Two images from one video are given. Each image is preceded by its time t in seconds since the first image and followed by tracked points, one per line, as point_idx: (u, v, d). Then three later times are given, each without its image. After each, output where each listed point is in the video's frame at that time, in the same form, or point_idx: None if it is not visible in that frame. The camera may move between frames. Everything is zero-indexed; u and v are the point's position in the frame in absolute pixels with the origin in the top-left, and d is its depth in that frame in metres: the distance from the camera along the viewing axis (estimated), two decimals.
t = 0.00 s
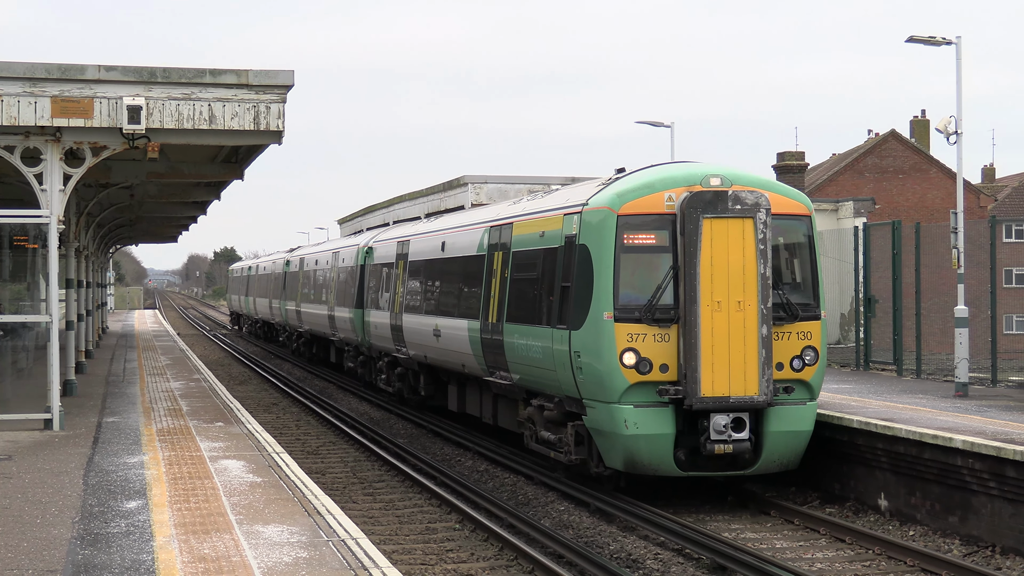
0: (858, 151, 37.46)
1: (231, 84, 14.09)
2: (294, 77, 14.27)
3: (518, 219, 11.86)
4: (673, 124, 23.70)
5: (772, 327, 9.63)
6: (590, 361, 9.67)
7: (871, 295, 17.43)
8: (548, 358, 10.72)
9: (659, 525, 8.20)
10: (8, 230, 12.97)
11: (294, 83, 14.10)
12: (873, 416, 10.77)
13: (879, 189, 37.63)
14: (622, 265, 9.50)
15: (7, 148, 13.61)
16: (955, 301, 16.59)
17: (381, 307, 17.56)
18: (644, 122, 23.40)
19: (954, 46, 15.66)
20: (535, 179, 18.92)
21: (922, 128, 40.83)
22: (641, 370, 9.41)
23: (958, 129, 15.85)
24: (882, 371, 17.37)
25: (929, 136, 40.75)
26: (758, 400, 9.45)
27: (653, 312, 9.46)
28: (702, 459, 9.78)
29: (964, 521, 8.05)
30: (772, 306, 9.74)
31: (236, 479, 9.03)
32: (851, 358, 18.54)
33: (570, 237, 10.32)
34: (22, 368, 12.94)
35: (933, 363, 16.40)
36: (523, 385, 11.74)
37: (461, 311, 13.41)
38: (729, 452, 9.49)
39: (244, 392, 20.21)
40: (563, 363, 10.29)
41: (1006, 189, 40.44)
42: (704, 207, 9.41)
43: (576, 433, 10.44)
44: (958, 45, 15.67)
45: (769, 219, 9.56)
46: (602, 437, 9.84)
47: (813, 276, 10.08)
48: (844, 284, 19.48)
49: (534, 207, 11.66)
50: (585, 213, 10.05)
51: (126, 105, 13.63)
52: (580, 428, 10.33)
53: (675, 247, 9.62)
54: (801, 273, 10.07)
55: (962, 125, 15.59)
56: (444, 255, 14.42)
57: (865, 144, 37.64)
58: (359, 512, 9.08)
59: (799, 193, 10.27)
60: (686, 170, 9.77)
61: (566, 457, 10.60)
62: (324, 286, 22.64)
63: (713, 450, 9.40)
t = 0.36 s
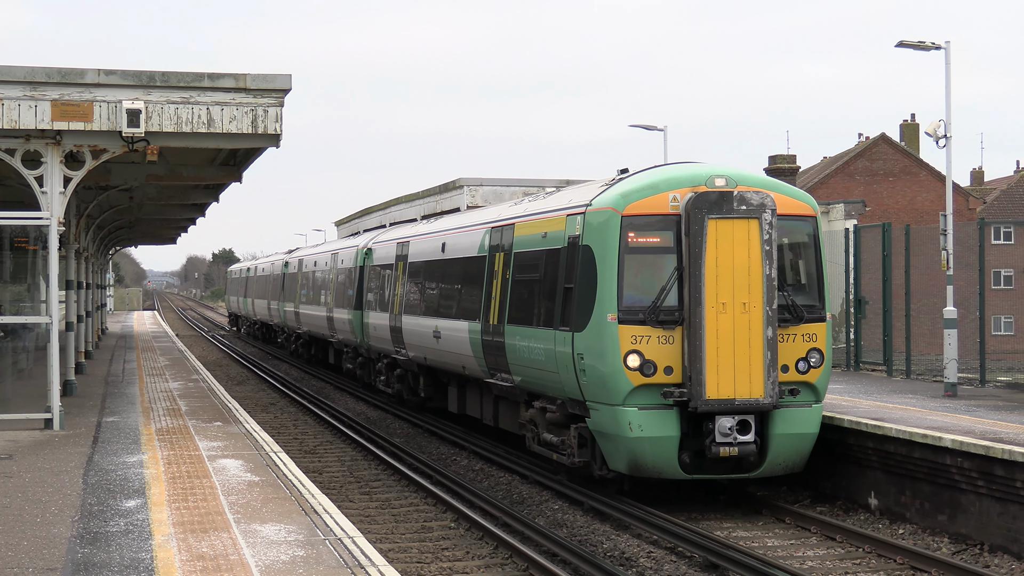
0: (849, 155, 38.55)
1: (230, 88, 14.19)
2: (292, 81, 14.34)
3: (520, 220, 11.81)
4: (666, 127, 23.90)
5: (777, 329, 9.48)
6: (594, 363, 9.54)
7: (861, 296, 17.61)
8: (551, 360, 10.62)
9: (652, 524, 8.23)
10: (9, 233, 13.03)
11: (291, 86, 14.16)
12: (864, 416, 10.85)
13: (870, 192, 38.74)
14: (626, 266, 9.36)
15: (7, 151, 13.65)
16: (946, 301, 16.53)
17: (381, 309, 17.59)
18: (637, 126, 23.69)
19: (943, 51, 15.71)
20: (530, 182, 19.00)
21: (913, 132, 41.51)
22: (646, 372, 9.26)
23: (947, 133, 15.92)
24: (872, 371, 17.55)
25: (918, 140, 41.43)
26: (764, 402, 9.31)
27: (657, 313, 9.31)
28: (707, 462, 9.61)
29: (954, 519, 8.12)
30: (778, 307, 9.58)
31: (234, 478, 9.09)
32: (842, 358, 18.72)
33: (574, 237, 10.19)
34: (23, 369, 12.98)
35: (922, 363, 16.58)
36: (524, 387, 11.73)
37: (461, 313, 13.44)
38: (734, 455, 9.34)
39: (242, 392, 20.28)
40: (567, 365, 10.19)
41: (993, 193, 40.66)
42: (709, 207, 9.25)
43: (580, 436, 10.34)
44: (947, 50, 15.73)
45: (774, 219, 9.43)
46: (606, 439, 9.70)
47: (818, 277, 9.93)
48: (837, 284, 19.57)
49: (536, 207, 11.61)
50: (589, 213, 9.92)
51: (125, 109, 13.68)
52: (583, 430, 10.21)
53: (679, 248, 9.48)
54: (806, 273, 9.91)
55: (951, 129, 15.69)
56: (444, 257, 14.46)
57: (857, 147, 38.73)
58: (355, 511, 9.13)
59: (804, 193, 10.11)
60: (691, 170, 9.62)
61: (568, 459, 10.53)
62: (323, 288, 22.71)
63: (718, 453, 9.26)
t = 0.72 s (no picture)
0: (835, 160, 39.66)
1: (231, 92, 14.26)
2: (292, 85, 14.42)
3: (522, 221, 11.88)
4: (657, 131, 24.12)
5: (781, 331, 9.51)
6: (597, 364, 9.52)
7: (847, 297, 17.85)
8: (553, 361, 10.58)
9: (642, 519, 8.33)
10: (14, 232, 13.15)
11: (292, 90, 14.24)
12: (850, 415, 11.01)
13: (855, 196, 39.89)
14: (630, 267, 9.35)
15: (13, 152, 13.77)
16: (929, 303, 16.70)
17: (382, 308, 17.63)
18: (630, 131, 24.01)
19: (928, 59, 15.80)
20: (525, 185, 19.15)
21: (898, 137, 42.40)
22: (649, 374, 9.26)
23: (932, 139, 16.03)
24: (858, 372, 17.80)
25: (903, 145, 42.38)
26: (767, 404, 9.36)
27: (661, 315, 9.31)
28: (710, 464, 9.61)
29: (936, 516, 8.24)
30: (781, 309, 9.61)
31: (234, 473, 9.20)
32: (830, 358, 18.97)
33: (577, 237, 10.21)
34: (27, 366, 13.05)
35: (907, 364, 16.84)
36: (525, 387, 11.80)
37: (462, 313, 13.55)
38: (737, 457, 9.33)
39: (242, 389, 20.43)
40: (570, 366, 10.17)
41: (977, 198, 40.96)
42: (714, 209, 9.26)
43: (581, 437, 10.33)
44: (933, 58, 15.83)
45: (778, 221, 9.45)
46: (609, 440, 9.69)
47: (821, 279, 9.95)
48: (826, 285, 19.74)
49: (539, 208, 11.65)
50: (593, 215, 9.92)
51: (128, 111, 13.79)
52: (585, 431, 10.20)
53: (683, 249, 9.47)
54: (810, 276, 9.92)
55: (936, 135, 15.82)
56: (445, 258, 14.57)
57: (843, 152, 39.79)
58: (352, 506, 9.24)
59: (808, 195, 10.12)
60: (695, 172, 9.63)
61: (570, 459, 10.54)
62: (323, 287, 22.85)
63: (721, 455, 9.27)
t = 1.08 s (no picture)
0: (812, 167, 40.48)
1: (236, 101, 14.47)
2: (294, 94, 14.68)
3: (522, 223, 11.96)
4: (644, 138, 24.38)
5: (779, 331, 9.54)
6: (598, 364, 9.57)
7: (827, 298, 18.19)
8: (554, 360, 10.62)
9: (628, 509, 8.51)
10: (27, 236, 13.32)
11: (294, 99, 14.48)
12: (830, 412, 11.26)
13: (832, 202, 40.68)
14: (632, 269, 9.40)
15: (26, 158, 14.00)
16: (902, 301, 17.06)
17: (383, 308, 17.85)
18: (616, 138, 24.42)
19: (902, 70, 16.00)
20: (516, 190, 19.41)
21: (875, 145, 42.75)
22: (650, 374, 9.31)
23: (905, 146, 16.27)
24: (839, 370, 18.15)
25: (878, 153, 42.89)
26: (766, 403, 9.38)
27: (662, 316, 9.37)
28: (709, 462, 9.67)
29: (908, 506, 8.46)
30: (780, 310, 9.64)
31: (238, 466, 9.42)
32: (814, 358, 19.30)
33: (578, 239, 10.22)
34: (41, 363, 13.31)
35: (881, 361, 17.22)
36: (525, 387, 11.90)
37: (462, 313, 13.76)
38: (736, 455, 9.39)
39: (245, 386, 20.69)
40: (571, 366, 10.22)
41: (950, 202, 41.47)
42: (714, 211, 9.29)
43: (582, 435, 10.35)
44: (906, 69, 16.06)
45: (777, 224, 9.47)
46: (609, 439, 9.74)
47: (819, 280, 9.99)
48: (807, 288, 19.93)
49: (539, 211, 11.69)
50: (593, 217, 9.98)
51: (137, 119, 14.00)
52: (585, 430, 10.26)
53: (684, 251, 9.51)
54: (807, 277, 9.96)
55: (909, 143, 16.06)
56: (446, 259, 14.77)
57: (820, 159, 40.59)
58: (351, 497, 9.47)
59: (805, 199, 10.17)
60: (693, 175, 9.70)
61: (571, 457, 10.54)
62: (326, 288, 23.07)
63: (720, 453, 9.32)
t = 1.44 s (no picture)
0: (789, 174, 41.13)
1: (243, 110, 14.73)
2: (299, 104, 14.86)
3: (523, 226, 11.96)
4: (630, 149, 24.96)
5: (778, 332, 9.23)
6: (599, 363, 9.31)
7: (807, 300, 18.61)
8: (556, 358, 10.47)
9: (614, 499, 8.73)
10: (45, 237, 13.57)
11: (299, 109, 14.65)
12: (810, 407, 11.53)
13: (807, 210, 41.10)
14: (632, 270, 9.13)
15: (45, 164, 14.35)
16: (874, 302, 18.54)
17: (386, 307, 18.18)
18: (604, 147, 24.99)
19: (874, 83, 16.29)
20: (508, 196, 19.71)
21: (847, 155, 42.68)
22: (651, 373, 9.02)
23: (877, 156, 16.59)
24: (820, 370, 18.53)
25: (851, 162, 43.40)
26: (764, 402, 9.07)
27: (662, 316, 9.09)
28: (708, 459, 9.39)
29: (879, 496, 8.68)
30: (777, 311, 9.33)
31: (244, 457, 9.69)
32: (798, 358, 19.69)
33: (579, 242, 10.06)
34: (58, 358, 13.65)
35: (854, 360, 17.66)
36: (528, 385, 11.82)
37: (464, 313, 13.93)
38: (735, 453, 9.12)
39: (251, 380, 21.03)
40: (572, 364, 9.99)
41: (914, 209, 42.38)
42: (714, 214, 8.99)
43: (583, 433, 10.12)
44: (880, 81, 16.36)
45: (777, 226, 9.16)
46: (611, 437, 9.47)
47: (815, 280, 9.71)
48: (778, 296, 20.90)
49: (540, 214, 11.61)
50: (595, 220, 9.76)
51: (149, 128, 14.32)
52: (587, 427, 10.00)
53: (684, 252, 9.22)
54: (803, 279, 9.66)
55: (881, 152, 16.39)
56: (449, 260, 14.99)
57: (794, 169, 41.13)
58: (351, 486, 9.74)
59: (802, 202, 9.87)
60: (696, 177, 9.41)
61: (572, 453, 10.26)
62: (330, 288, 23.37)
63: (720, 451, 9.04)
